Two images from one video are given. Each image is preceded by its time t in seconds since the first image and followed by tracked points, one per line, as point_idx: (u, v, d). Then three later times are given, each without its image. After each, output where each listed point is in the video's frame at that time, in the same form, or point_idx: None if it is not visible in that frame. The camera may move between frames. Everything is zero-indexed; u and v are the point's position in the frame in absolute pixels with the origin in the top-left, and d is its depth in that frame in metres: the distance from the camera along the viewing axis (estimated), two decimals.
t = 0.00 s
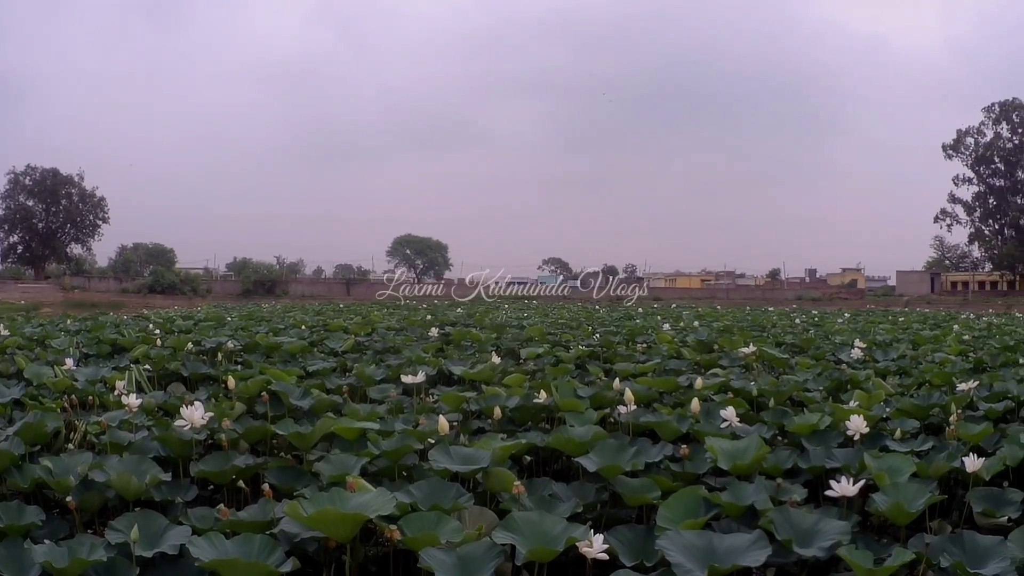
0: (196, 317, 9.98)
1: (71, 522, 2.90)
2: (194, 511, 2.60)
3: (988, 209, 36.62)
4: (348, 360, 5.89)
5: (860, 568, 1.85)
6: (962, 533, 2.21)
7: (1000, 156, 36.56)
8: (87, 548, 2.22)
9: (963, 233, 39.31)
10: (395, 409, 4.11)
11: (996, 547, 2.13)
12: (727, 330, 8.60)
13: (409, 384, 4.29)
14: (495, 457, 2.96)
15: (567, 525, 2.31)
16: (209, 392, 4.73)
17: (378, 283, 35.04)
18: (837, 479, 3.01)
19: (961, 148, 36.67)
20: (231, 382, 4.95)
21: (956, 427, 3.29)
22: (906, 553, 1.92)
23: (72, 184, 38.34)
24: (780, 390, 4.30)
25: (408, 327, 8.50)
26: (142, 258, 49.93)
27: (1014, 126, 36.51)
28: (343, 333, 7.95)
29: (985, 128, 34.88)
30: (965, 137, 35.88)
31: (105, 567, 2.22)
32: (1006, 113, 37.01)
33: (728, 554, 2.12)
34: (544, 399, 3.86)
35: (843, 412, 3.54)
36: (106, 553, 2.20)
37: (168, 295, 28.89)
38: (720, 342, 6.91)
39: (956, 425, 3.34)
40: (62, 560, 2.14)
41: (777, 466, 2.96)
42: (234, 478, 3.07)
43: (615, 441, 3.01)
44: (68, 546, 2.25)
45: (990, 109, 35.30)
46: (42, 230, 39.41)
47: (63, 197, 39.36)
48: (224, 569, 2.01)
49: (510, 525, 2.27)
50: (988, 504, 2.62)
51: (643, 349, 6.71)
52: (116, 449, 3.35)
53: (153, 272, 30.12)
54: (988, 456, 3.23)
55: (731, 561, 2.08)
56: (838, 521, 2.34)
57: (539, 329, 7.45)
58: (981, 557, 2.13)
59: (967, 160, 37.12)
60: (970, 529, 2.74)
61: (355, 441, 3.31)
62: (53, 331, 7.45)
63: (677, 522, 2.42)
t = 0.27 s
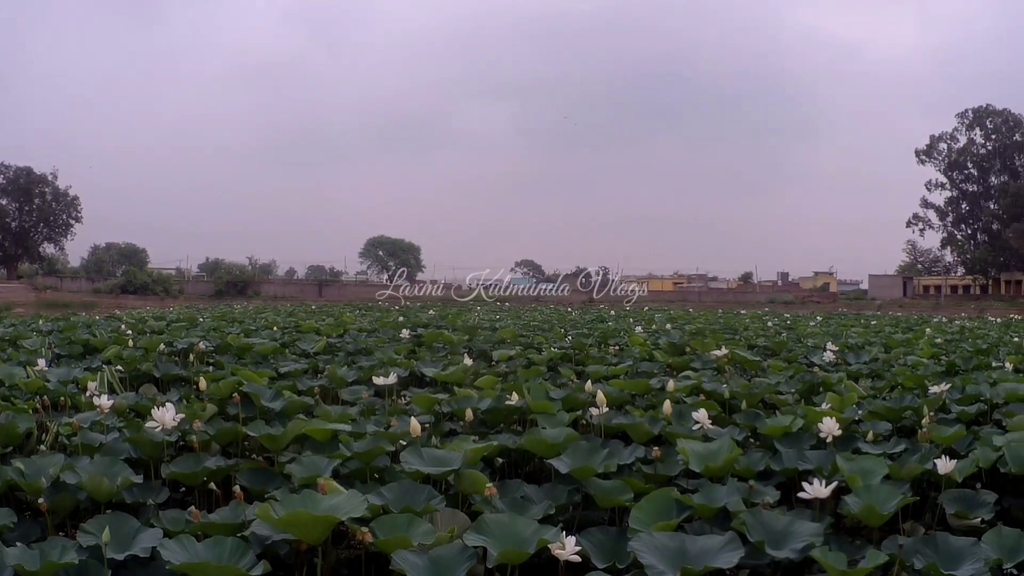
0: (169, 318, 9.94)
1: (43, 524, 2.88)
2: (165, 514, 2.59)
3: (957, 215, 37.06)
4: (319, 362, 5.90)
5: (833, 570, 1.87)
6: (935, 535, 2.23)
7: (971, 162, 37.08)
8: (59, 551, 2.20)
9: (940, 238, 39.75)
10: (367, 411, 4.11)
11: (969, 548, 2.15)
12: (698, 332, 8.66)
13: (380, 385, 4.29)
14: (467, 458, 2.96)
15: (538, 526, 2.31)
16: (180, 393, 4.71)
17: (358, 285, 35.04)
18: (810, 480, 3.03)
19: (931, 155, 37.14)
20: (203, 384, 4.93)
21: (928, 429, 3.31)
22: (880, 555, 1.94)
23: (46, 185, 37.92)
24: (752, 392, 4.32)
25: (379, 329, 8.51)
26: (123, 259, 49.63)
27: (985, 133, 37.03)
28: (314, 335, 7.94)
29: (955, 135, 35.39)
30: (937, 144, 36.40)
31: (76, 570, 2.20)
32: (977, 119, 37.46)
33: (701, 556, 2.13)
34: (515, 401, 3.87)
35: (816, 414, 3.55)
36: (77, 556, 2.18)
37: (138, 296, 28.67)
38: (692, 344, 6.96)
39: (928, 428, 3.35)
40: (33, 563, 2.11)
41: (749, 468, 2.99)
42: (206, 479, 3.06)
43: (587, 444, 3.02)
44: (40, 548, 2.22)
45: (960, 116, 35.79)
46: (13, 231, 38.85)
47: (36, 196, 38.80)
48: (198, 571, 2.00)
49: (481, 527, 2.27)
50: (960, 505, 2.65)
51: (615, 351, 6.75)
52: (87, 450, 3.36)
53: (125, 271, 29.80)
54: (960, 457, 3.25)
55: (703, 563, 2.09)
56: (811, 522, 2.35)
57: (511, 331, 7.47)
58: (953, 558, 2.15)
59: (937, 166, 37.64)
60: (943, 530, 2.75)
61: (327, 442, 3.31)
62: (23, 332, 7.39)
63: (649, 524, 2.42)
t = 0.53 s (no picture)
0: (144, 317, 9.92)
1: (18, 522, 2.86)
2: (138, 512, 2.59)
3: (934, 216, 37.32)
4: (293, 360, 5.91)
5: (808, 569, 1.89)
6: (910, 534, 2.24)
7: (947, 164, 37.28)
8: (33, 549, 2.20)
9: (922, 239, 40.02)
10: (339, 409, 4.12)
11: (945, 548, 2.17)
12: (671, 332, 8.72)
13: (352, 384, 4.30)
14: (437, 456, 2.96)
15: (509, 525, 2.32)
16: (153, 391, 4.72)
17: (340, 284, 35.04)
18: (783, 480, 3.04)
19: (908, 156, 37.33)
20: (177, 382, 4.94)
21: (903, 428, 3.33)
22: (854, 555, 1.96)
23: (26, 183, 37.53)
24: (724, 392, 4.34)
25: (352, 328, 8.53)
26: (106, 257, 49.33)
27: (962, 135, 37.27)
28: (287, 333, 7.94)
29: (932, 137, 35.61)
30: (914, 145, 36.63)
31: (51, 568, 2.20)
32: (955, 121, 37.70)
33: (673, 555, 2.14)
34: (486, 399, 3.89)
35: (789, 413, 3.56)
36: (51, 554, 2.18)
37: (112, 294, 28.48)
38: (664, 344, 7.00)
39: (903, 428, 3.37)
40: (8, 561, 2.11)
41: (721, 468, 3.00)
42: (179, 477, 3.06)
43: (559, 442, 3.03)
44: (15, 546, 2.22)
45: (938, 117, 36.02)
46: None
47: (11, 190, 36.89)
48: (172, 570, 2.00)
49: (451, 525, 2.28)
50: (936, 505, 2.66)
51: (587, 350, 6.80)
52: (62, 447, 3.33)
53: (101, 269, 29.59)
54: (935, 458, 3.27)
55: (676, 562, 2.11)
56: (784, 522, 2.36)
57: (483, 330, 7.51)
58: (929, 557, 2.16)
59: (913, 168, 37.92)
60: (918, 529, 2.76)
61: (299, 440, 3.32)
62: None
63: (621, 522, 2.43)
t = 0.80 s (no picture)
0: (117, 311, 9.87)
1: None
2: (109, 508, 2.58)
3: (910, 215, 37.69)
4: (265, 355, 5.91)
5: (781, 567, 1.91)
6: (885, 532, 2.26)
7: (923, 163, 37.47)
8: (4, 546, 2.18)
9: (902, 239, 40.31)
10: (311, 404, 4.11)
11: (920, 545, 2.19)
12: (644, 328, 8.76)
13: (324, 379, 4.29)
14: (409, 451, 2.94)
15: (480, 521, 2.32)
16: (124, 387, 4.69)
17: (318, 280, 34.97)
18: (755, 477, 3.05)
19: (883, 155, 37.52)
20: (147, 377, 4.92)
21: (877, 427, 3.33)
22: (829, 553, 1.98)
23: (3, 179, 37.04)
24: (696, 388, 4.36)
25: (325, 323, 8.52)
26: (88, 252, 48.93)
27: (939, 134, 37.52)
28: (259, 328, 7.92)
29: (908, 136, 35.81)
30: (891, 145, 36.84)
31: (22, 565, 2.18)
32: (932, 121, 37.92)
33: (644, 551, 2.15)
34: (458, 395, 3.89)
35: (762, 410, 3.57)
36: (23, 551, 2.16)
37: (86, 289, 28.22)
38: (636, 340, 7.04)
39: (876, 426, 3.39)
40: None
41: (695, 464, 3.00)
42: (151, 473, 3.05)
43: (531, 438, 3.03)
44: None
45: (914, 117, 36.27)
46: None
47: None
48: (143, 566, 2.00)
49: (421, 520, 2.28)
50: (910, 503, 2.68)
51: (560, 347, 6.84)
52: (34, 443, 3.26)
53: (74, 262, 29.23)
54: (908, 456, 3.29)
55: (648, 558, 2.11)
56: (756, 518, 2.38)
57: (456, 326, 7.53)
58: (903, 555, 2.18)
59: (890, 167, 38.22)
60: (891, 527, 2.78)
61: (270, 435, 3.32)
62: None
63: (592, 519, 2.44)
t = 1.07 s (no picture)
0: (92, 302, 9.84)
1: None
2: (85, 500, 2.58)
3: (887, 209, 38.15)
4: (240, 346, 5.91)
5: (755, 560, 1.93)
6: (859, 525, 2.28)
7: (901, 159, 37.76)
8: None
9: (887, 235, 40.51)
10: (285, 395, 4.11)
11: (893, 538, 2.21)
12: (619, 320, 8.82)
13: (297, 370, 4.29)
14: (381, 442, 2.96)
15: (453, 512, 2.33)
16: (97, 378, 4.68)
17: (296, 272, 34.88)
18: (728, 469, 3.06)
19: (862, 150, 37.74)
20: (120, 369, 4.91)
21: (852, 419, 3.35)
22: (801, 545, 1.99)
23: None
24: (669, 380, 4.38)
25: (300, 313, 8.54)
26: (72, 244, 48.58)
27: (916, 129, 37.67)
28: (235, 319, 7.90)
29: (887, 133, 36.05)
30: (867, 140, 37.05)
31: None
32: (910, 115, 38.11)
33: (617, 543, 2.16)
34: (432, 386, 3.89)
35: (735, 403, 3.59)
36: None
37: (64, 280, 28.05)
38: (610, 332, 7.08)
39: (851, 419, 3.40)
40: None
41: (666, 456, 3.04)
42: (126, 464, 3.05)
43: (504, 429, 3.03)
44: None
45: (892, 113, 36.72)
46: None
47: None
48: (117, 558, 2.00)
49: (394, 512, 2.29)
50: (884, 496, 2.69)
51: (534, 339, 6.88)
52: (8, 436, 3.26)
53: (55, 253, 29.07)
54: (883, 449, 3.29)
55: (620, 550, 2.13)
56: (729, 510, 2.39)
57: (431, 317, 7.56)
58: (876, 547, 2.20)
59: (868, 162, 38.54)
60: (866, 520, 2.80)
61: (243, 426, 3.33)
62: None
63: (565, 510, 2.45)
